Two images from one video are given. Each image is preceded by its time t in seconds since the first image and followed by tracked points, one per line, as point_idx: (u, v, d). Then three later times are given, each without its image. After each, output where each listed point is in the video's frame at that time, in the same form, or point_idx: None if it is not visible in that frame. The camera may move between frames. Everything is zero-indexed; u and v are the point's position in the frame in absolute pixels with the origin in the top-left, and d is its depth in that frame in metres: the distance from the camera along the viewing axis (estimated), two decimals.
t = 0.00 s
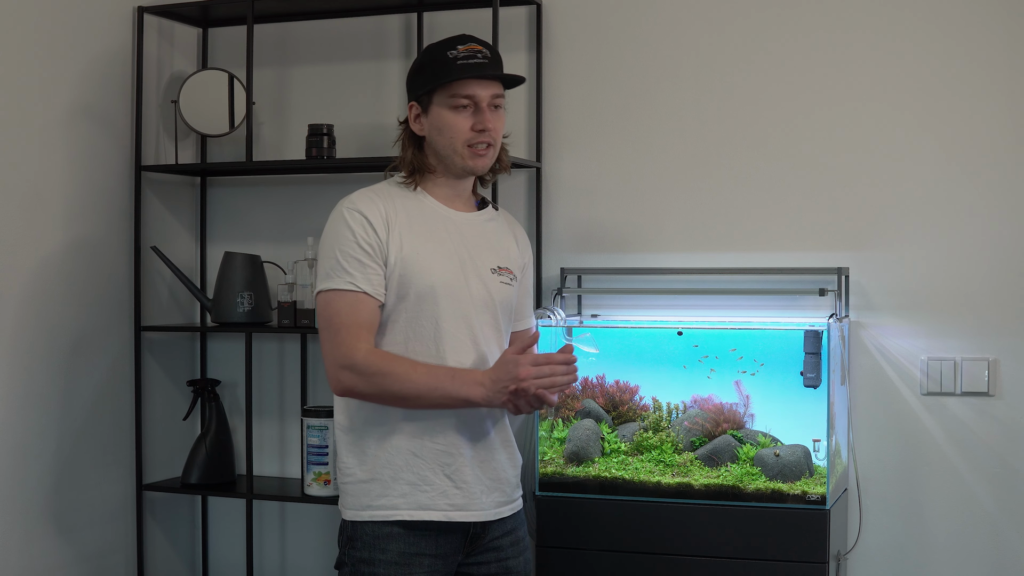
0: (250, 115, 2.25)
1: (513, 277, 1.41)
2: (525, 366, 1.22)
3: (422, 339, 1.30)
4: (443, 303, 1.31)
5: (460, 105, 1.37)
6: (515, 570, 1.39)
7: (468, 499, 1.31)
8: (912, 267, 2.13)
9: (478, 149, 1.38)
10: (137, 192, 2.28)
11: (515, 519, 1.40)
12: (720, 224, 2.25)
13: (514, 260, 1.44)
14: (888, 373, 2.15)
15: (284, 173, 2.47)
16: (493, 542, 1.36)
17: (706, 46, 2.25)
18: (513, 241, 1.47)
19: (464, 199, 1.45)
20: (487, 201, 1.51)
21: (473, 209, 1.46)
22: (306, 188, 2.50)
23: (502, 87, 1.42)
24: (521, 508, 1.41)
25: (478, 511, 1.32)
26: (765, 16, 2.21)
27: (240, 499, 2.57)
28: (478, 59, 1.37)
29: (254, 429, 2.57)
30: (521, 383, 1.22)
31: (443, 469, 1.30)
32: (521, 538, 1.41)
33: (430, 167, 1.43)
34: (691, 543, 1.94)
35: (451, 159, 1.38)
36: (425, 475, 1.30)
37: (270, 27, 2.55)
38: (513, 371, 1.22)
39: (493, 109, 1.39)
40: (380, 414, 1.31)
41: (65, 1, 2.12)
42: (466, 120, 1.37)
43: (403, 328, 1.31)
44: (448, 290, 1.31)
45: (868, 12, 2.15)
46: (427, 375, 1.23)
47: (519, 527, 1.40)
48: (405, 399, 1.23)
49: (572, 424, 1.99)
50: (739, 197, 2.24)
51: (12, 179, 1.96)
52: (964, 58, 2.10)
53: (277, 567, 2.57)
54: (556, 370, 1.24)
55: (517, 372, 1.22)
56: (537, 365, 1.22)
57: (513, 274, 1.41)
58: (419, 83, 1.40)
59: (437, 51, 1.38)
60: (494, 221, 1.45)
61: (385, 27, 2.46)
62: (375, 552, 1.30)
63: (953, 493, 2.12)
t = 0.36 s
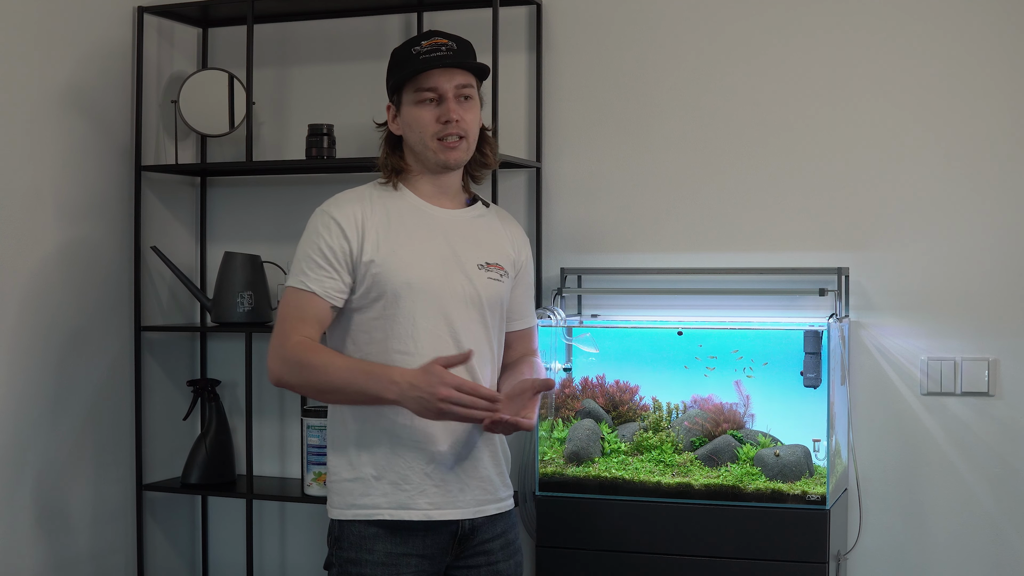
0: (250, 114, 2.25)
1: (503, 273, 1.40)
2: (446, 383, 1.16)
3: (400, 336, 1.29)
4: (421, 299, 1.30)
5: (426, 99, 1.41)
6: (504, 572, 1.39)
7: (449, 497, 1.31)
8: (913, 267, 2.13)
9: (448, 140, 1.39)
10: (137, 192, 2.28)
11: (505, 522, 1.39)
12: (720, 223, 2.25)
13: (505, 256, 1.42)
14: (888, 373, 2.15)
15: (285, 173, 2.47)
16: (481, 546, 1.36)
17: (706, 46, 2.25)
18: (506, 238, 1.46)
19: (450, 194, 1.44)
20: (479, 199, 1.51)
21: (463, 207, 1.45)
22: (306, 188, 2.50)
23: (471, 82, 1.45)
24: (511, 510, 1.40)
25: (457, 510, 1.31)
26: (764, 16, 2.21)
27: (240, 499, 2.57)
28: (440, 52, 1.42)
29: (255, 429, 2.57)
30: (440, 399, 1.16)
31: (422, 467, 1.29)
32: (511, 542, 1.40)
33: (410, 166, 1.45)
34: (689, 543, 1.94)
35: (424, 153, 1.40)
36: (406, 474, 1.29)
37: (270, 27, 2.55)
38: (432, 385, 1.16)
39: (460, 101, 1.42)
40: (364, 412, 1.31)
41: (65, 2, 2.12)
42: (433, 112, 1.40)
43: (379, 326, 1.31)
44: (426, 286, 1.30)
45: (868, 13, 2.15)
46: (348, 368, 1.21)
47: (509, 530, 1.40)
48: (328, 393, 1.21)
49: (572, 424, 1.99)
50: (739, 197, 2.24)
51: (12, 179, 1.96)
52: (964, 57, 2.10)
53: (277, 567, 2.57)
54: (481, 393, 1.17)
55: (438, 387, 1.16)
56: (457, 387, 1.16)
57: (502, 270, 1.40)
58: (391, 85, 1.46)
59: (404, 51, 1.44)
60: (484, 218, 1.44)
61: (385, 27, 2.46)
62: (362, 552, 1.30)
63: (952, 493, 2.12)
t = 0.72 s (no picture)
0: (250, 114, 2.25)
1: (494, 272, 1.39)
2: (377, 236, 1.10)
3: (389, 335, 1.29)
4: (410, 296, 1.30)
5: (423, 96, 1.41)
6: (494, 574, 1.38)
7: (437, 497, 1.31)
8: (912, 267, 2.13)
9: (444, 136, 1.38)
10: (137, 192, 2.28)
11: (497, 523, 1.39)
12: (719, 223, 2.25)
13: (497, 254, 1.42)
14: (888, 372, 2.15)
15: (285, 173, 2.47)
16: (472, 546, 1.36)
17: (705, 46, 2.26)
18: (501, 236, 1.45)
19: (443, 194, 1.44)
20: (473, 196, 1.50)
21: (457, 205, 1.45)
22: (306, 188, 2.50)
23: (468, 81, 1.46)
24: (503, 511, 1.40)
25: (447, 510, 1.32)
26: (764, 17, 2.21)
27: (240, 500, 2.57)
28: (438, 50, 1.42)
29: (255, 429, 2.57)
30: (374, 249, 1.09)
31: (410, 468, 1.29)
32: (503, 543, 1.40)
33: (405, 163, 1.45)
34: (686, 543, 1.94)
35: (419, 149, 1.40)
36: (394, 474, 1.29)
37: (270, 27, 2.55)
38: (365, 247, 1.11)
39: (457, 99, 1.42)
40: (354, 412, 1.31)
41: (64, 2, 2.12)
42: (430, 109, 1.40)
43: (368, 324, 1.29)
44: (415, 284, 1.30)
45: (867, 13, 2.15)
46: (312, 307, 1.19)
47: (501, 531, 1.40)
48: (305, 346, 1.19)
49: (572, 424, 1.99)
50: (738, 197, 2.24)
51: (12, 179, 1.96)
52: (964, 58, 2.10)
53: (276, 567, 2.57)
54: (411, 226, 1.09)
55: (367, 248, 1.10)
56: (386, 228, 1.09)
57: (494, 269, 1.39)
58: (388, 82, 1.46)
59: (402, 49, 1.45)
60: (476, 216, 1.43)
61: (385, 28, 2.46)
62: (351, 551, 1.30)
63: (952, 493, 2.12)
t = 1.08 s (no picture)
0: (250, 114, 2.25)
1: (499, 272, 1.39)
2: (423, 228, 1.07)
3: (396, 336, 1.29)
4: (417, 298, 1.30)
5: (430, 101, 1.40)
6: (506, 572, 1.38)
7: (451, 497, 1.31)
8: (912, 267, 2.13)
9: (446, 145, 1.39)
10: (137, 192, 2.28)
11: (507, 522, 1.39)
12: (719, 223, 2.25)
13: (501, 254, 1.42)
14: (888, 373, 2.15)
15: (285, 173, 2.47)
16: (484, 546, 1.36)
17: (706, 46, 2.25)
18: (503, 236, 1.45)
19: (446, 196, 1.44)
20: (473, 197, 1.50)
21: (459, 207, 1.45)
22: (306, 188, 2.50)
23: (477, 89, 1.45)
24: (513, 509, 1.40)
25: (460, 510, 1.31)
26: (765, 17, 2.21)
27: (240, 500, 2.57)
28: (450, 56, 1.41)
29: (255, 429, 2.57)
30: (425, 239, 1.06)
31: (423, 468, 1.29)
32: (513, 542, 1.40)
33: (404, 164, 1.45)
34: (686, 543, 1.94)
35: (420, 154, 1.40)
36: (407, 475, 1.29)
37: (270, 27, 2.55)
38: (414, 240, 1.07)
39: (464, 108, 1.42)
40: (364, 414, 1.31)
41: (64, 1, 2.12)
42: (435, 116, 1.40)
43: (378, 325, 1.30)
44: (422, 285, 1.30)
45: (867, 13, 2.15)
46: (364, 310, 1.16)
47: (511, 530, 1.40)
48: (362, 352, 1.17)
49: (572, 424, 1.99)
50: (738, 197, 2.24)
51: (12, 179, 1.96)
52: (964, 58, 2.10)
53: (277, 567, 2.57)
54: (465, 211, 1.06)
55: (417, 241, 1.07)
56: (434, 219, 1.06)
57: (499, 269, 1.40)
58: (395, 82, 1.44)
59: (412, 49, 1.43)
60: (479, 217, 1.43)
61: (385, 28, 2.46)
62: (364, 552, 1.30)
63: (952, 493, 2.12)
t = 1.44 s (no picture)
0: (250, 115, 2.25)
1: (501, 275, 1.38)
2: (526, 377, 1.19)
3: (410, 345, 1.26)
4: (431, 307, 1.27)
5: (493, 122, 1.32)
6: (513, 569, 1.39)
7: (463, 501, 1.31)
8: (912, 267, 2.13)
9: (495, 167, 1.34)
10: (137, 192, 2.28)
11: (512, 519, 1.40)
12: (719, 223, 2.25)
13: (502, 257, 1.41)
14: (887, 373, 2.15)
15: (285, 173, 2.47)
16: (491, 542, 1.36)
17: (706, 47, 2.25)
18: (502, 238, 1.45)
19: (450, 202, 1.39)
20: (473, 201, 1.46)
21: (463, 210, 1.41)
22: (306, 189, 2.51)
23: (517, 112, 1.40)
24: (518, 507, 1.40)
25: (472, 513, 1.31)
26: (765, 17, 2.21)
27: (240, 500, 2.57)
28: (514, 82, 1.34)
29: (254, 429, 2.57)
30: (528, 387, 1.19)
31: (437, 472, 1.29)
32: (518, 538, 1.40)
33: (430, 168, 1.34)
34: (687, 543, 1.94)
35: (467, 170, 1.32)
36: (420, 479, 1.28)
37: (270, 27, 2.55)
38: (514, 383, 1.18)
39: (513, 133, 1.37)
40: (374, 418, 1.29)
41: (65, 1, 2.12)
42: (495, 139, 1.32)
43: (391, 332, 1.27)
44: (437, 293, 1.27)
45: (868, 13, 2.15)
46: (412, 382, 1.19)
47: (516, 526, 1.40)
48: (394, 409, 1.20)
49: (572, 424, 1.99)
50: (738, 197, 2.24)
51: (12, 179, 1.96)
52: (964, 58, 2.10)
53: (277, 567, 2.57)
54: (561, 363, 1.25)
55: (518, 382, 1.18)
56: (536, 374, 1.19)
57: (502, 273, 1.39)
58: (455, 92, 1.29)
59: (478, 59, 1.30)
60: (480, 222, 1.42)
61: (385, 28, 2.46)
62: (376, 553, 1.29)
63: (953, 494, 2.12)
